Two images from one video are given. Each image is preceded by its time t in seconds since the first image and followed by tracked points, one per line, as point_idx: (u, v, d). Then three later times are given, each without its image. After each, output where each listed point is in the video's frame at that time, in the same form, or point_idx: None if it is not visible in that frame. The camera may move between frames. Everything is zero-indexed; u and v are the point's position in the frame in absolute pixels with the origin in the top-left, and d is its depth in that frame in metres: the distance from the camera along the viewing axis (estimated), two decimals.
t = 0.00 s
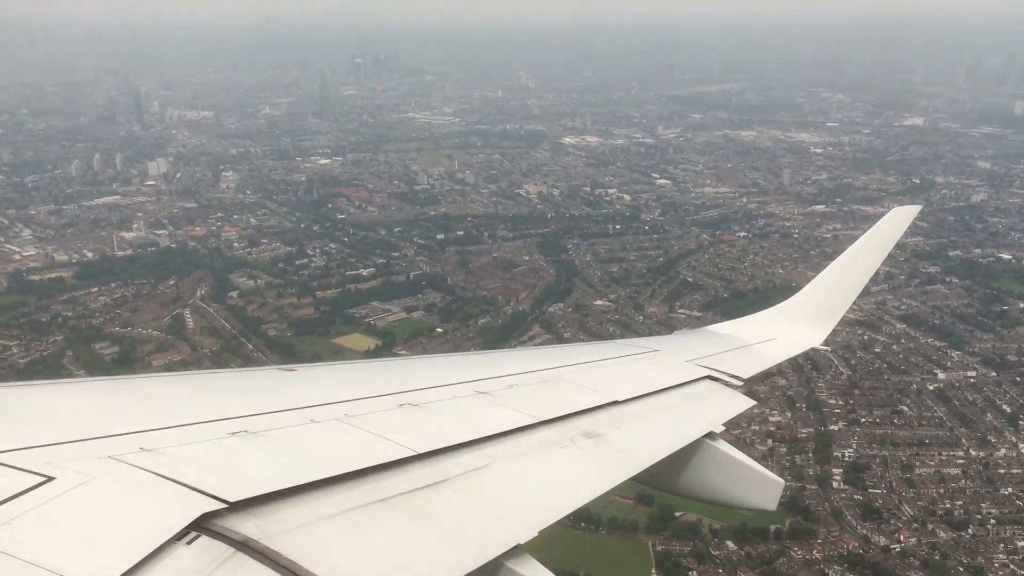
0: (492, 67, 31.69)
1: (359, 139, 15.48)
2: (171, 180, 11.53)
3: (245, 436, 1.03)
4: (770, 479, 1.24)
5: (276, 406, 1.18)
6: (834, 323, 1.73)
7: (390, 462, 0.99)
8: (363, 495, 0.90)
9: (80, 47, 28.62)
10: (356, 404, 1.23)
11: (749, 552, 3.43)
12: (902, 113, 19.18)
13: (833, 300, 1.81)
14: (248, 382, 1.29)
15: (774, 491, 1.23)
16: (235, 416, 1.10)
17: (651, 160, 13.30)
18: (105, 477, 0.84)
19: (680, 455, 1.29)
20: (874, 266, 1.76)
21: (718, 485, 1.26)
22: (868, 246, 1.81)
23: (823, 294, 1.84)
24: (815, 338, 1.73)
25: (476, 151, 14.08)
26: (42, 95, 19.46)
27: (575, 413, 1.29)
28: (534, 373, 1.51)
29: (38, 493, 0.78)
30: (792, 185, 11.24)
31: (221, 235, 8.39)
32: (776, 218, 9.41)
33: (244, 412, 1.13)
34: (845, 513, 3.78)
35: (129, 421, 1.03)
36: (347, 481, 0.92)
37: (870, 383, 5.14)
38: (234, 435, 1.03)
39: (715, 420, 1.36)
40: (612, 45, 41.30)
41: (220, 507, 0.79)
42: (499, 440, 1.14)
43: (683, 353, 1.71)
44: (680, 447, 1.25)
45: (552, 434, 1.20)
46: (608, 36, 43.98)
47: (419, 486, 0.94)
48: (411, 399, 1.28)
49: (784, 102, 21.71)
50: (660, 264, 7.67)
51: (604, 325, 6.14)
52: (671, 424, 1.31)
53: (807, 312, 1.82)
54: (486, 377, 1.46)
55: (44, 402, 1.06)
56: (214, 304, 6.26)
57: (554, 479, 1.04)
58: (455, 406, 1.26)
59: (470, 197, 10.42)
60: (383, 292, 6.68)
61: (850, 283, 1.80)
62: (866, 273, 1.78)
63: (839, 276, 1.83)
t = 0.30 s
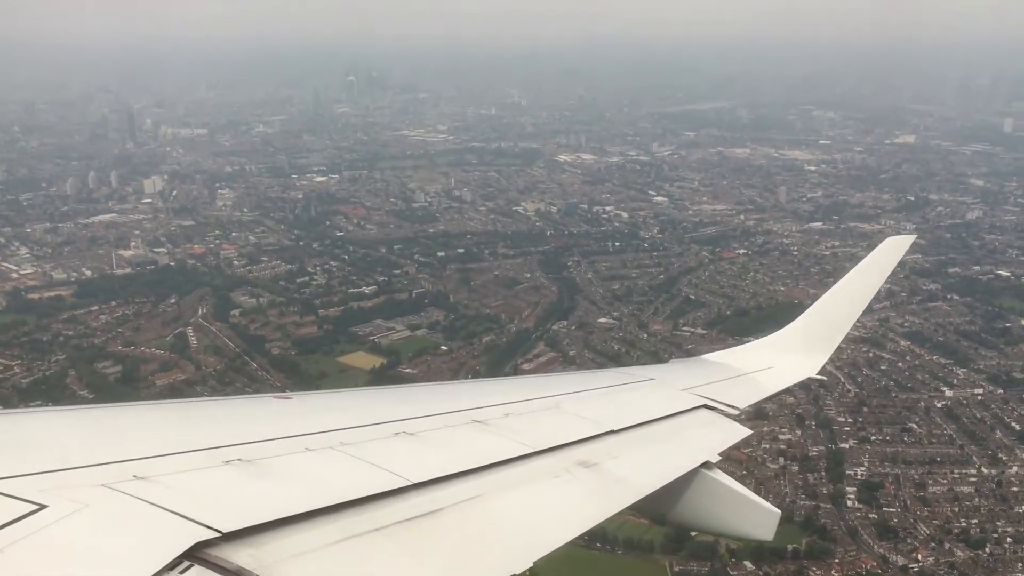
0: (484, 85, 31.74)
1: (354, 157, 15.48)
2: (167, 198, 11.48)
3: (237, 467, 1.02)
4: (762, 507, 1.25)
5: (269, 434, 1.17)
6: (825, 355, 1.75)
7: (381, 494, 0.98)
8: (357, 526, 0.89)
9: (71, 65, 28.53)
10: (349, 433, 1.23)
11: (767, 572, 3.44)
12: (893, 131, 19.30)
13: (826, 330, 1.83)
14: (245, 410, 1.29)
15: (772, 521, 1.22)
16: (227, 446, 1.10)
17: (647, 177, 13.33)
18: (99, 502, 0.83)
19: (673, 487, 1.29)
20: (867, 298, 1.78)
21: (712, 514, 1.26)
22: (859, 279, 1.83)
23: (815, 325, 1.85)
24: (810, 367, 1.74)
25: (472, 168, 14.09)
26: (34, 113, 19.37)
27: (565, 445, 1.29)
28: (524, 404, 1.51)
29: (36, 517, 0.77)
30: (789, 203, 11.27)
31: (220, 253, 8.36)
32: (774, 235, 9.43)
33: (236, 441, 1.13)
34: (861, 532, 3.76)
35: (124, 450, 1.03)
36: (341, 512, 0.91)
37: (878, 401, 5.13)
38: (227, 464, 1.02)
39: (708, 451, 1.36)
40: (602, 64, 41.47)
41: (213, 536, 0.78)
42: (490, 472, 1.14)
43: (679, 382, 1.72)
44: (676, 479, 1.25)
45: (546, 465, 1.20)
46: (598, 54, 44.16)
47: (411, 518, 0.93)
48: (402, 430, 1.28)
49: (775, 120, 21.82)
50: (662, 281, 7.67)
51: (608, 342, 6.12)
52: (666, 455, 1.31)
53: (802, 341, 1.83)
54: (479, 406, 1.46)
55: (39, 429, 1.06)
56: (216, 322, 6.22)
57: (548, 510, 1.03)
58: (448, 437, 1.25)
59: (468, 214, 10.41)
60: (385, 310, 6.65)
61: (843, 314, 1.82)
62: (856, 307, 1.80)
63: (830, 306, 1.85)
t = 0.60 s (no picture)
0: (473, 100, 31.85)
1: (346, 172, 15.47)
2: (160, 214, 11.43)
3: (233, 489, 0.95)
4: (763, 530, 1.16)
5: (269, 456, 1.10)
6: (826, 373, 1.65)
7: (381, 518, 0.91)
8: (352, 550, 0.82)
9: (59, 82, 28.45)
10: (349, 455, 1.15)
11: None
12: (881, 144, 19.43)
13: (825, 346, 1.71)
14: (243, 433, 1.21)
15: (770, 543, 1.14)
16: (220, 468, 1.02)
17: (640, 191, 13.37)
18: (92, 530, 0.76)
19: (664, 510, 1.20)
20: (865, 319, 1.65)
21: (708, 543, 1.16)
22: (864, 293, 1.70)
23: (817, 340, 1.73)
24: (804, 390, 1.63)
25: (465, 183, 14.10)
26: (23, 131, 19.29)
27: (569, 464, 1.20)
28: (522, 425, 1.42)
29: (23, 547, 0.71)
30: (783, 216, 11.32)
31: (217, 270, 8.31)
32: (770, 248, 9.46)
33: (232, 462, 1.05)
34: (878, 546, 3.74)
35: (117, 471, 0.95)
36: (336, 534, 0.85)
37: (886, 413, 5.13)
38: (223, 487, 0.95)
39: (707, 471, 1.27)
40: (588, 77, 41.72)
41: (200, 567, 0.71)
42: (495, 491, 1.06)
43: (674, 403, 1.63)
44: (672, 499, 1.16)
45: (546, 484, 1.12)
46: (585, 69, 44.41)
47: (413, 541, 0.86)
48: (402, 451, 1.20)
49: (763, 133, 21.97)
50: (661, 295, 7.67)
51: (612, 356, 6.10)
52: (664, 474, 1.23)
53: (805, 360, 1.71)
54: (476, 427, 1.38)
55: (27, 449, 0.99)
56: (217, 340, 6.17)
57: (553, 530, 0.96)
58: (448, 458, 1.17)
59: (465, 229, 10.40)
60: (386, 326, 6.62)
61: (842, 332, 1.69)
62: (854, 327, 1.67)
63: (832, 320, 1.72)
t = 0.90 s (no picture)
0: (466, 105, 31.80)
1: (342, 178, 15.42)
2: (158, 222, 11.38)
3: (236, 499, 0.96)
4: (765, 534, 1.19)
5: (267, 464, 1.12)
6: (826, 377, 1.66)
7: (382, 523, 0.92)
8: (354, 554, 0.84)
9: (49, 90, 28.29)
10: (350, 464, 1.17)
11: None
12: (875, 145, 19.47)
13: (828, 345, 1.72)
14: (251, 441, 1.23)
15: (772, 546, 1.17)
16: (220, 478, 1.04)
17: (638, 194, 13.37)
18: (96, 538, 0.78)
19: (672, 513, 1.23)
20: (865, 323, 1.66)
21: (714, 545, 1.19)
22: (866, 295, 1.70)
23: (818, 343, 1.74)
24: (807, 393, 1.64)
25: (462, 188, 14.08)
26: (15, 141, 19.18)
27: (569, 470, 1.22)
28: (523, 430, 1.44)
29: (29, 555, 0.73)
30: (782, 218, 11.33)
31: (219, 278, 8.27)
32: (771, 250, 9.46)
33: (237, 471, 1.07)
34: (898, 548, 3.73)
35: (121, 482, 0.97)
36: (340, 540, 0.86)
37: (897, 415, 5.13)
38: (225, 495, 0.97)
39: (709, 475, 1.29)
40: (579, 82, 41.73)
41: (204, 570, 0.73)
42: (493, 496, 1.07)
43: (678, 408, 1.65)
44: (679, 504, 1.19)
45: (550, 489, 1.14)
46: (575, 73, 44.42)
47: (413, 547, 0.88)
48: (403, 458, 1.21)
49: (757, 136, 22.00)
50: (665, 298, 7.67)
51: (620, 361, 6.09)
52: (666, 478, 1.25)
53: (803, 364, 1.73)
54: (478, 433, 1.39)
55: (36, 462, 1.01)
56: (222, 348, 6.14)
57: (555, 534, 0.98)
58: (451, 463, 1.19)
59: (465, 234, 10.38)
60: (392, 332, 6.60)
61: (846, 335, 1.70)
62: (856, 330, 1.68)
63: (834, 323, 1.72)
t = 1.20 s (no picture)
0: (453, 103, 31.70)
1: (333, 178, 15.36)
2: (150, 225, 11.30)
3: (238, 492, 0.98)
4: (767, 522, 1.22)
5: (268, 458, 1.13)
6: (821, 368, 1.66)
7: (380, 516, 0.94)
8: (352, 548, 0.86)
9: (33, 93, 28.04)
10: (350, 455, 1.18)
11: None
12: (864, 138, 19.53)
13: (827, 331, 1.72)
14: (253, 434, 1.24)
15: (773, 533, 1.22)
16: (221, 472, 1.05)
17: (631, 190, 13.37)
18: (97, 533, 0.80)
19: (674, 500, 1.26)
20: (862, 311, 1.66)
21: (712, 532, 1.24)
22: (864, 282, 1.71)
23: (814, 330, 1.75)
24: (803, 380, 1.66)
25: (454, 187, 14.04)
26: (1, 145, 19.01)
27: (566, 460, 1.23)
28: (522, 421, 1.46)
29: (31, 551, 0.74)
30: (776, 212, 11.34)
31: (215, 280, 8.22)
32: (768, 245, 9.47)
33: (240, 465, 1.08)
34: (914, 542, 3.73)
35: (124, 478, 0.98)
36: (337, 534, 0.88)
37: (904, 408, 5.14)
38: (227, 490, 0.98)
39: (709, 463, 1.32)
40: (565, 78, 41.69)
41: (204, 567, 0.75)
42: (488, 488, 1.09)
43: (675, 396, 1.66)
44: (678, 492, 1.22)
45: (547, 479, 1.16)
46: (561, 70, 44.37)
47: (411, 539, 0.90)
48: (403, 451, 1.22)
49: (746, 130, 22.03)
50: (665, 294, 7.67)
51: (624, 358, 6.08)
52: (664, 467, 1.27)
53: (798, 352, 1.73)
54: (477, 425, 1.41)
55: (39, 456, 1.02)
56: (224, 351, 6.11)
57: (551, 526, 1.00)
58: (452, 455, 1.21)
59: (460, 233, 10.35)
60: (394, 332, 6.57)
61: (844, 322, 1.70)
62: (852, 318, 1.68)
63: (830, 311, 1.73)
